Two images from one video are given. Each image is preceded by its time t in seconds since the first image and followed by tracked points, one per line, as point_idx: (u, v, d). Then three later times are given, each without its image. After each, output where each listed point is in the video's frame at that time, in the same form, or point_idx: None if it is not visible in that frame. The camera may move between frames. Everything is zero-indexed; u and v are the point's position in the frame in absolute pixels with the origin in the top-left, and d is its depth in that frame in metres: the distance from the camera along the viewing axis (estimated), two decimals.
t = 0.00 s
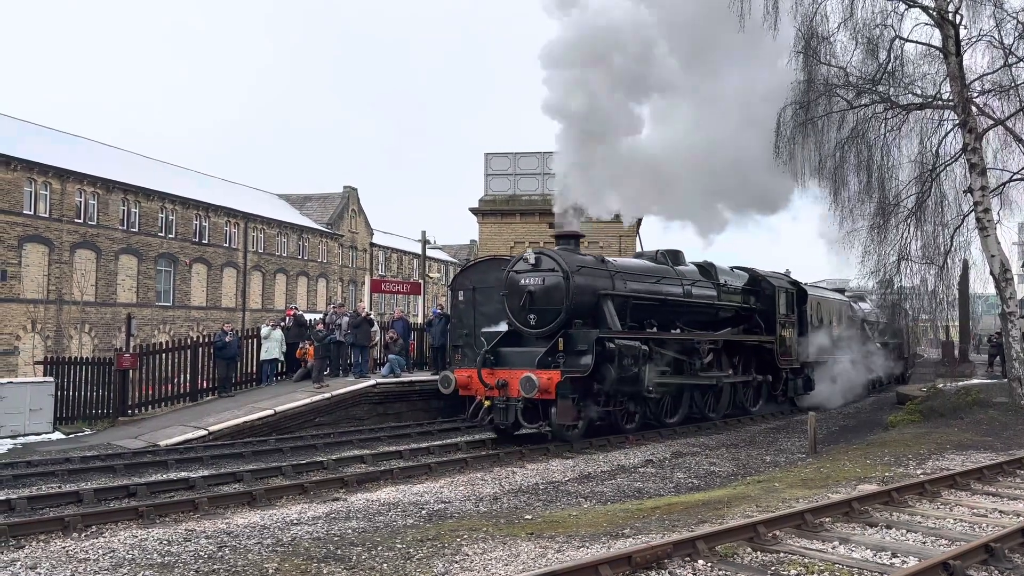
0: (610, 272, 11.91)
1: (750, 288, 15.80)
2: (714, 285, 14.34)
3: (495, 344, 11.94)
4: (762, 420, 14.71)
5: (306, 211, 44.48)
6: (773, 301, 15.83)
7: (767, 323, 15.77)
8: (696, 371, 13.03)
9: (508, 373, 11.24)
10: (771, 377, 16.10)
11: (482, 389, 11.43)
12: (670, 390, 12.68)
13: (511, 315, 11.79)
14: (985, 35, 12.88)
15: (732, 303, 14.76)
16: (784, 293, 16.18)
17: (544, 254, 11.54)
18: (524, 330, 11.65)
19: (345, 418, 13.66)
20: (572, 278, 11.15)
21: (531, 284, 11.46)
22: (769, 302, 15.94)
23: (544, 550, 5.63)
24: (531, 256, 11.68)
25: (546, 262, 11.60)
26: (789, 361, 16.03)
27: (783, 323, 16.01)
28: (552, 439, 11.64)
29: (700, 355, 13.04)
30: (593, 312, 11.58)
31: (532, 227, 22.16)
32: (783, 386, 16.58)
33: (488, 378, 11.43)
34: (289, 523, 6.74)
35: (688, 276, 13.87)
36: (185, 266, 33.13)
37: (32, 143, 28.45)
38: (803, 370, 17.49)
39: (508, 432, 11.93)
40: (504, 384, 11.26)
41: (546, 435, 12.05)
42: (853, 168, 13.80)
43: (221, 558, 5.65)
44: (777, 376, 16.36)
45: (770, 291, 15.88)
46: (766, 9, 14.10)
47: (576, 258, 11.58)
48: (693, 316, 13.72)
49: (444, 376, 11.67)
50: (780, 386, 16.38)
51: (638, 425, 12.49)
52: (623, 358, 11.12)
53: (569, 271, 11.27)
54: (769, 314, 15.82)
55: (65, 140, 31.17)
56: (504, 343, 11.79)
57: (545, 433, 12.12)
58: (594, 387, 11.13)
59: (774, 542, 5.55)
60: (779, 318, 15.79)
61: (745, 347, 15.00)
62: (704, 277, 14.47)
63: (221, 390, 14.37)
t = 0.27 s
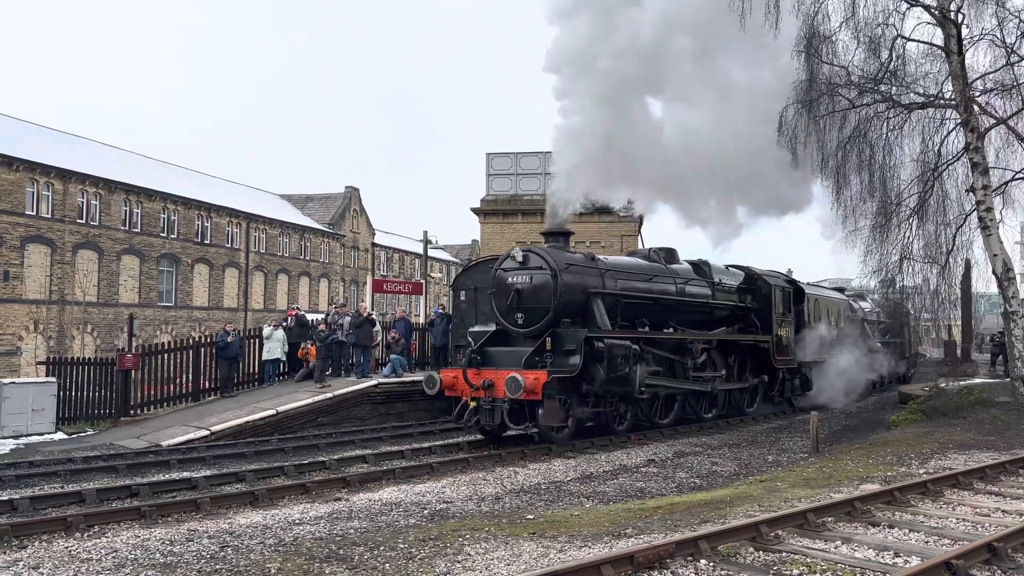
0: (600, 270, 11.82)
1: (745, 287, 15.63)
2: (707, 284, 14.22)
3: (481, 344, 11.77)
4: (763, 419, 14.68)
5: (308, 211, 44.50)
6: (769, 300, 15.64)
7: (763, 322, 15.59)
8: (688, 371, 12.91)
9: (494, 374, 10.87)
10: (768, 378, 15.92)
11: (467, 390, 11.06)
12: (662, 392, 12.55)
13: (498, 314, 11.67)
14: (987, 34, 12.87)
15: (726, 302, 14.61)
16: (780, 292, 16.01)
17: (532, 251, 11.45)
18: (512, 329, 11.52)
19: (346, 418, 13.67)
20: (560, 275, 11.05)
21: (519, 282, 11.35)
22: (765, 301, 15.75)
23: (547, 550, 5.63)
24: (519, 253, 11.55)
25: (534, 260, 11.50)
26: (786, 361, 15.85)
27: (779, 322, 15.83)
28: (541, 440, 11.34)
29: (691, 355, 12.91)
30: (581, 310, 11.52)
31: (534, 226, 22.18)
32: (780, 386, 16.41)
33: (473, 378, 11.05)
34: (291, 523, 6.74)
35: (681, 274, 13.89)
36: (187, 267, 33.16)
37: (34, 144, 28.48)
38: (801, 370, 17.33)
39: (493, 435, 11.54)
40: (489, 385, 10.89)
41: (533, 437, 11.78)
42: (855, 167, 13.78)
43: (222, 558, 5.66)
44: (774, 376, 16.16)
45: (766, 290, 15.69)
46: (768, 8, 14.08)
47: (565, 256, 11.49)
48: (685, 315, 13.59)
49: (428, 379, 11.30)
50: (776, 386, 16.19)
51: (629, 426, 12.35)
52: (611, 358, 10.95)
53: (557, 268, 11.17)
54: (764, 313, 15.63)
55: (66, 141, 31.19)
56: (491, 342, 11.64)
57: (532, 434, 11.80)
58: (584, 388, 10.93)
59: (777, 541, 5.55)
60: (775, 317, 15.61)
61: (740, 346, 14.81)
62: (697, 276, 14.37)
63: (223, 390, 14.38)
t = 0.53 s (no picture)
0: (591, 269, 11.63)
1: (742, 286, 15.39)
2: (702, 283, 14.01)
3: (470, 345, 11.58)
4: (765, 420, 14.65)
5: (310, 212, 44.53)
6: (766, 299, 15.39)
7: (759, 322, 15.36)
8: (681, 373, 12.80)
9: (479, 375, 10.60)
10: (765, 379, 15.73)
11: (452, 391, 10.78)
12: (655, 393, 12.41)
13: (486, 314, 11.48)
14: (990, 32, 12.84)
15: (722, 301, 14.37)
16: (777, 290, 15.77)
17: (520, 250, 11.27)
18: (500, 329, 11.32)
19: (349, 418, 13.68)
20: (548, 273, 10.87)
21: (507, 281, 11.17)
22: (762, 300, 15.50)
23: (549, 550, 5.63)
24: (506, 252, 11.45)
25: (522, 258, 11.32)
26: (782, 361, 15.59)
27: (776, 322, 15.60)
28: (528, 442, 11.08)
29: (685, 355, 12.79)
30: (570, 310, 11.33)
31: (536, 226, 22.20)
32: (777, 387, 16.19)
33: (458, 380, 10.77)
34: (294, 523, 6.74)
35: (675, 272, 13.67)
36: (190, 267, 33.19)
37: (37, 145, 28.52)
38: (798, 370, 17.11)
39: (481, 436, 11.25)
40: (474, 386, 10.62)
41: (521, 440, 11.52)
42: (857, 167, 13.77)
43: (226, 558, 5.67)
44: (771, 376, 15.93)
45: (763, 289, 15.43)
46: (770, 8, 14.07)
47: (554, 254, 11.31)
48: (680, 314, 13.34)
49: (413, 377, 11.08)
50: (774, 387, 15.97)
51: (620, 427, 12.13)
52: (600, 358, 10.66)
53: (545, 267, 10.98)
54: (761, 312, 15.39)
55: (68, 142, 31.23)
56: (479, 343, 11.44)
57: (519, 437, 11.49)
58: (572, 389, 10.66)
59: (780, 541, 5.54)
60: (771, 316, 15.37)
61: (735, 347, 14.60)
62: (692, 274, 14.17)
63: (226, 390, 14.39)
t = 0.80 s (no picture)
0: (580, 267, 11.43)
1: (738, 285, 15.26)
2: (695, 281, 13.87)
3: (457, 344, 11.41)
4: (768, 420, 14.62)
5: (313, 212, 44.57)
6: (762, 298, 15.27)
7: (755, 321, 15.24)
8: (675, 373, 12.72)
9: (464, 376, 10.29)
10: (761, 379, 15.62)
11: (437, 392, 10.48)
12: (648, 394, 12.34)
13: (473, 313, 11.29)
14: (993, 31, 12.81)
15: (717, 300, 14.24)
16: (774, 289, 15.61)
17: (506, 248, 11.04)
18: (486, 329, 11.13)
19: (352, 418, 13.69)
20: (534, 272, 10.64)
21: (493, 280, 10.96)
22: (758, 299, 15.38)
23: (552, 550, 5.62)
24: (493, 250, 11.23)
25: (508, 256, 11.10)
26: (778, 361, 15.40)
27: (772, 321, 15.47)
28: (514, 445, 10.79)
29: (679, 356, 12.73)
30: (559, 308, 11.10)
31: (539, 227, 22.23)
32: (774, 387, 16.03)
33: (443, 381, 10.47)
34: (297, 524, 6.75)
35: (669, 270, 13.50)
36: (193, 268, 33.23)
37: (40, 146, 28.59)
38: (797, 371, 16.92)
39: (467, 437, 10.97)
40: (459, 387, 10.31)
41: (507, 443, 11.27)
42: (861, 167, 13.75)
43: (229, 558, 5.68)
44: (768, 377, 15.81)
45: (759, 288, 15.35)
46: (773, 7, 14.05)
47: (541, 252, 11.08)
48: (672, 313, 13.20)
49: (397, 380, 10.78)
50: (771, 387, 15.84)
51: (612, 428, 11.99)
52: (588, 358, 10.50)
53: (532, 265, 10.75)
54: (756, 311, 15.28)
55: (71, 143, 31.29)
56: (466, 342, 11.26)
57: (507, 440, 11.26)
58: (560, 389, 10.49)
59: (784, 542, 5.53)
60: (767, 316, 15.24)
61: (730, 347, 14.50)
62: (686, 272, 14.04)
63: (229, 391, 14.42)
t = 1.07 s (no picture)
0: (569, 266, 11.27)
1: (734, 284, 15.14)
2: (690, 280, 13.69)
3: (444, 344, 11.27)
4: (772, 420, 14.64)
5: (316, 213, 44.62)
6: (758, 298, 15.09)
7: (751, 321, 15.10)
8: (668, 374, 12.57)
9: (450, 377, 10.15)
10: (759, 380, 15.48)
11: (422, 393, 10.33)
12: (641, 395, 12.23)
13: (460, 312, 11.16)
14: (997, 30, 12.78)
15: (712, 299, 14.09)
16: (772, 289, 15.47)
17: (493, 246, 10.88)
18: (473, 329, 10.97)
19: (356, 419, 13.71)
20: (521, 270, 10.47)
21: (480, 278, 10.81)
22: (754, 298, 15.21)
23: (556, 551, 5.62)
24: (480, 248, 11.04)
25: (496, 254, 10.93)
26: (775, 362, 15.29)
27: (770, 321, 15.34)
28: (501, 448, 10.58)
29: (672, 356, 12.59)
30: (547, 307, 10.92)
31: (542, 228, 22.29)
32: (771, 389, 15.85)
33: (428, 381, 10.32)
34: (301, 524, 6.76)
35: (662, 269, 13.34)
36: (197, 269, 33.29)
37: (44, 148, 28.66)
38: (795, 371, 16.75)
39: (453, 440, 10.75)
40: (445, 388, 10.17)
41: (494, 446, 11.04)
42: (864, 166, 13.74)
43: (233, 559, 5.69)
44: (766, 378, 15.68)
45: (756, 288, 15.14)
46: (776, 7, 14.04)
47: (529, 250, 10.89)
48: (665, 312, 13.03)
49: (380, 380, 10.63)
50: (768, 387, 15.70)
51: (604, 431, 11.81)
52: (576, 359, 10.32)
53: (518, 263, 10.57)
54: (753, 310, 15.14)
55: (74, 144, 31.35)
56: (453, 343, 11.12)
57: (493, 444, 11.01)
58: (547, 391, 10.29)
59: (787, 542, 5.53)
60: (764, 316, 15.08)
61: (727, 349, 14.36)
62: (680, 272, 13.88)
63: (233, 392, 14.43)
